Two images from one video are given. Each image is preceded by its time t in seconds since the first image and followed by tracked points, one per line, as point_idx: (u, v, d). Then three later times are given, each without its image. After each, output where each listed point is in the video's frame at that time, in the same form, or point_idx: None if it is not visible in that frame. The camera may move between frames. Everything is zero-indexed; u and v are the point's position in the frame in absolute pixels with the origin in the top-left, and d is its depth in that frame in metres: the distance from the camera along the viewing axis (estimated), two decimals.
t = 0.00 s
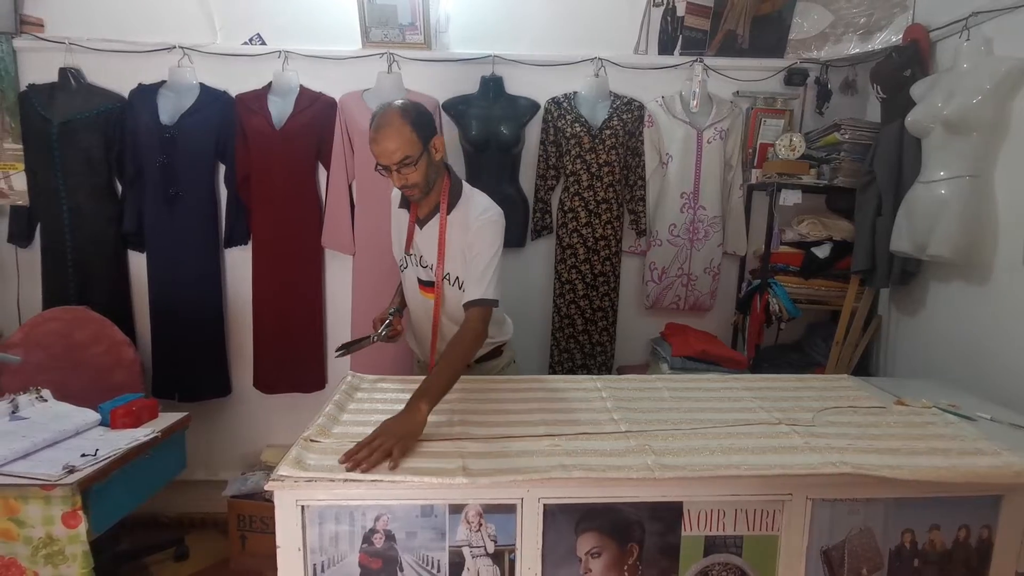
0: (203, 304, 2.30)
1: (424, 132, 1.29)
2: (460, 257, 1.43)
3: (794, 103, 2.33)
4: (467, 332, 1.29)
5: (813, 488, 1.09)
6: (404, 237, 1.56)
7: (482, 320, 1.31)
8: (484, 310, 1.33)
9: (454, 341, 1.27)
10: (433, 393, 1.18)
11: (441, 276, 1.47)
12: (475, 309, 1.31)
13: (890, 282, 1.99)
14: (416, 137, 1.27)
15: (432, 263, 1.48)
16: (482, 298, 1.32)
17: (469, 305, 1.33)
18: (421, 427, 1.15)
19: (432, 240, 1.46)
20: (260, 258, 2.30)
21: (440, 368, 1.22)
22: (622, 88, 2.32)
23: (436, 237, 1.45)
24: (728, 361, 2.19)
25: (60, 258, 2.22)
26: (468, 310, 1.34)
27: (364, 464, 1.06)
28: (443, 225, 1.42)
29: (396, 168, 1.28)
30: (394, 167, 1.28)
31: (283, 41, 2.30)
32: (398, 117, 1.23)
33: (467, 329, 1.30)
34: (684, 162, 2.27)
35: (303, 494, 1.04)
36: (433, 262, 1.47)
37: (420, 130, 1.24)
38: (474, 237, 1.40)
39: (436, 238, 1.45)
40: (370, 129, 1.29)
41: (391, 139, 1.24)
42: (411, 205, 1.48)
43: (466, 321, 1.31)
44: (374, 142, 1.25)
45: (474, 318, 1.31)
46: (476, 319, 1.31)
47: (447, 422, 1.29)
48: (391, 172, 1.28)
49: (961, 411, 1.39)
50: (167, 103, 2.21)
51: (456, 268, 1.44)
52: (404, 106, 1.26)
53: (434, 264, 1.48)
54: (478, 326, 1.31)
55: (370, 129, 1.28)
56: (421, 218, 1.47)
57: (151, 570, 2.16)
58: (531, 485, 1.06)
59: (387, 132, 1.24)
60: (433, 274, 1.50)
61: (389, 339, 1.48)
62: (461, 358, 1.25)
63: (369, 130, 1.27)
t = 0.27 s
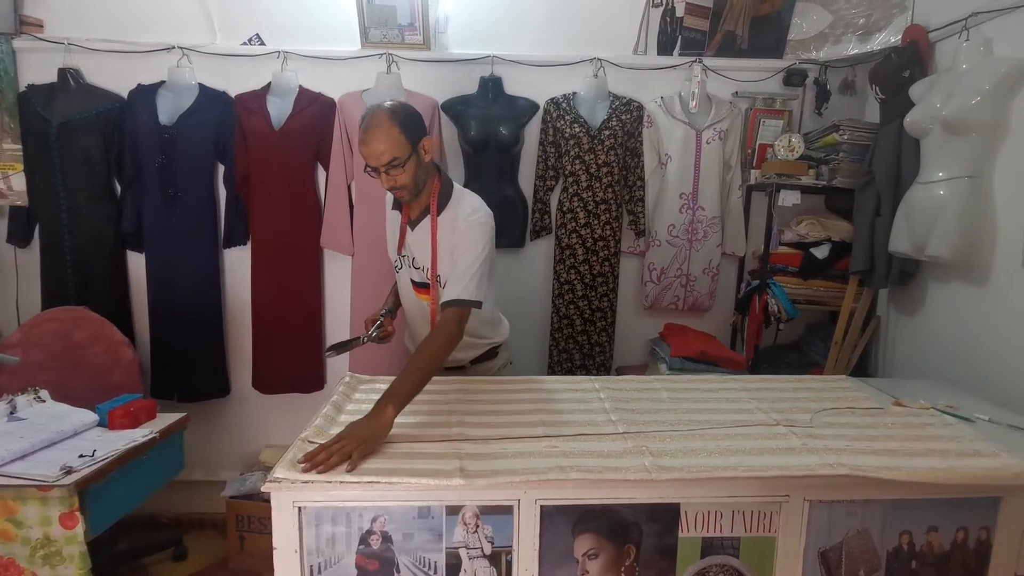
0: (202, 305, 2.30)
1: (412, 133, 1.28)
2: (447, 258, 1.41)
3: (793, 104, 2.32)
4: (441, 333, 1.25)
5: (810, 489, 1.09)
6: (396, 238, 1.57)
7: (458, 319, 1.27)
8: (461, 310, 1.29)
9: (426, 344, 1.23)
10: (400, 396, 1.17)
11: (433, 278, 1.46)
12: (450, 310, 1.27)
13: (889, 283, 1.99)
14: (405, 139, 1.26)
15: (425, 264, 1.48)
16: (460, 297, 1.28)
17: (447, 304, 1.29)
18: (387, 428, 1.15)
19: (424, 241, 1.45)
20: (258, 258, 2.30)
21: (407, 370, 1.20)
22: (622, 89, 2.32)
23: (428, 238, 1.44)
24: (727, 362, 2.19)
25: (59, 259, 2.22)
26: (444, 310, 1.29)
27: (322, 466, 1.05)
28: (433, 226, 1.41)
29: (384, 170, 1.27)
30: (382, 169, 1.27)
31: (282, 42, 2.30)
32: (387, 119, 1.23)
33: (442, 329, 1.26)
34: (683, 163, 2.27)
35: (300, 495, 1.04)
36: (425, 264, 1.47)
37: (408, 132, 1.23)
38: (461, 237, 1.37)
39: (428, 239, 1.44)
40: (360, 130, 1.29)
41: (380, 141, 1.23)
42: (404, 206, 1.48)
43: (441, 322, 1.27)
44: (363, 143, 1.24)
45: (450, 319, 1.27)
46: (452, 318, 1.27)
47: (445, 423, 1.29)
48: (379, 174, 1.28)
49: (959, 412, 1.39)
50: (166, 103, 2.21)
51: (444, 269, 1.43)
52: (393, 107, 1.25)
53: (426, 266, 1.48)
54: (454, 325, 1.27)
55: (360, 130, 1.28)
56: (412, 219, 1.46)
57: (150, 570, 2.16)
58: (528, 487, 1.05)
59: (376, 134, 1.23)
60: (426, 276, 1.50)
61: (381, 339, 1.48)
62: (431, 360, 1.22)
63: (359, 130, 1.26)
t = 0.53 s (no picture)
0: (198, 305, 2.29)
1: (400, 133, 1.27)
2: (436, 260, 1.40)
3: (792, 104, 2.31)
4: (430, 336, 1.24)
5: (806, 493, 1.08)
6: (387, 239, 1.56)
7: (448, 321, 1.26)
8: (451, 311, 1.27)
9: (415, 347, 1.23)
10: (389, 402, 1.17)
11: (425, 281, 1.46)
12: (439, 311, 1.26)
13: (888, 284, 1.98)
14: (392, 140, 1.25)
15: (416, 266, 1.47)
16: (447, 299, 1.26)
17: (435, 306, 1.28)
18: (376, 434, 1.14)
19: (415, 243, 1.44)
20: (255, 259, 2.29)
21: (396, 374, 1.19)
22: (619, 89, 2.31)
23: (418, 240, 1.43)
24: (725, 363, 2.18)
25: (54, 259, 2.21)
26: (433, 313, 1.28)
27: (313, 475, 1.04)
28: (423, 228, 1.40)
29: (371, 170, 1.27)
30: (369, 169, 1.27)
31: (278, 42, 2.29)
32: (373, 119, 1.22)
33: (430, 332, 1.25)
34: (681, 163, 2.26)
35: (291, 499, 1.03)
36: (416, 265, 1.46)
37: (395, 133, 1.23)
38: (450, 239, 1.36)
39: (418, 241, 1.43)
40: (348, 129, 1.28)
41: (366, 141, 1.23)
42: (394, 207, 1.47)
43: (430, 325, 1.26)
44: (350, 143, 1.24)
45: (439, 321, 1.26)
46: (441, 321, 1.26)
47: (439, 425, 1.28)
48: (366, 174, 1.28)
49: (957, 414, 1.38)
50: (161, 103, 2.20)
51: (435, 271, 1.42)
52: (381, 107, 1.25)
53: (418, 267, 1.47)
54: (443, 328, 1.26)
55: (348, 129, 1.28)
56: (402, 220, 1.46)
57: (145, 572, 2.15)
58: (521, 490, 1.05)
59: (362, 134, 1.23)
60: (417, 277, 1.50)
61: (373, 341, 1.47)
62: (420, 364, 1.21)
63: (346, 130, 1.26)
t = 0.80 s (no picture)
0: (194, 305, 2.29)
1: (391, 133, 1.27)
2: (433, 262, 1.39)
3: (788, 103, 2.30)
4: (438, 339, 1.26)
5: (798, 495, 1.07)
6: (379, 240, 1.55)
7: (457, 328, 1.29)
8: (457, 320, 1.30)
9: (421, 348, 1.25)
10: (388, 392, 1.17)
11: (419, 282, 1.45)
12: (448, 319, 1.28)
13: (884, 285, 1.97)
14: (382, 139, 1.25)
15: (409, 267, 1.46)
16: (457, 308, 1.29)
17: (442, 314, 1.30)
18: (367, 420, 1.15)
19: (406, 243, 1.43)
20: (250, 259, 2.28)
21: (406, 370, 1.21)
22: (615, 88, 2.30)
23: (411, 240, 1.42)
24: (721, 364, 2.17)
25: (48, 259, 2.21)
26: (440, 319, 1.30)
27: (305, 438, 1.08)
28: (415, 229, 1.39)
29: (361, 170, 1.26)
30: (359, 168, 1.26)
31: (273, 41, 2.28)
32: (363, 119, 1.22)
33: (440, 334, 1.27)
34: (677, 163, 2.25)
35: (280, 500, 1.02)
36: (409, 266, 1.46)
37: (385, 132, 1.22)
38: (444, 241, 1.35)
39: (409, 241, 1.42)
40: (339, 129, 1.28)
41: (356, 140, 1.23)
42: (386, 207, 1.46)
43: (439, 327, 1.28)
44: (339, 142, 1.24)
45: (449, 326, 1.28)
46: (450, 326, 1.29)
47: (430, 426, 1.28)
48: (356, 174, 1.27)
49: (951, 415, 1.37)
50: (156, 102, 2.20)
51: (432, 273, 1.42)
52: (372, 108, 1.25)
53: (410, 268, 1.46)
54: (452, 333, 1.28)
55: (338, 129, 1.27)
56: (393, 220, 1.45)
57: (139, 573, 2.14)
58: (511, 492, 1.04)
59: (352, 133, 1.23)
60: (409, 278, 1.49)
61: (365, 343, 1.47)
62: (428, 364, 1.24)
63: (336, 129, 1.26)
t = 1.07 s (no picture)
0: (194, 300, 2.31)
1: (398, 127, 1.29)
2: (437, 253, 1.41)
3: (788, 101, 2.30)
4: (445, 334, 1.32)
5: (784, 492, 1.08)
6: (376, 233, 1.56)
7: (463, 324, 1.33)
8: (462, 315, 1.35)
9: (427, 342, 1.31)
10: (388, 379, 1.29)
11: (417, 274, 1.46)
12: (452, 315, 1.33)
13: (881, 284, 1.96)
14: (388, 133, 1.26)
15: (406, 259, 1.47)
16: (463, 303, 1.32)
17: (447, 310, 1.34)
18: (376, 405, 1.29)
19: (404, 235, 1.44)
20: (250, 254, 2.30)
21: (408, 358, 1.30)
22: (614, 86, 2.30)
23: (408, 232, 1.43)
24: (719, 362, 2.16)
25: (51, 253, 2.23)
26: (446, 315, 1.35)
27: (313, 426, 1.22)
28: (414, 220, 1.40)
29: (368, 162, 1.28)
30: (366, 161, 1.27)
31: (274, 38, 2.30)
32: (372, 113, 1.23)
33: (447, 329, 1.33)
34: (675, 161, 2.26)
35: (269, 491, 1.03)
36: (405, 259, 1.47)
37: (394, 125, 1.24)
38: (445, 232, 1.37)
39: (408, 233, 1.43)
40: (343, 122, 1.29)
41: (365, 133, 1.24)
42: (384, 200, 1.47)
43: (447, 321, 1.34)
44: (346, 134, 1.25)
45: (456, 322, 1.33)
46: (457, 322, 1.34)
47: (421, 420, 1.29)
48: (362, 166, 1.28)
49: (943, 415, 1.37)
50: (158, 98, 2.22)
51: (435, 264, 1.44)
52: (380, 100, 1.26)
53: (407, 261, 1.47)
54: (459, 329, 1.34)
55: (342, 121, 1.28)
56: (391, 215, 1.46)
57: (139, 563, 2.17)
58: (498, 486, 1.05)
59: (361, 126, 1.24)
60: (405, 271, 1.49)
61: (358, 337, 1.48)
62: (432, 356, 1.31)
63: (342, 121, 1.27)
